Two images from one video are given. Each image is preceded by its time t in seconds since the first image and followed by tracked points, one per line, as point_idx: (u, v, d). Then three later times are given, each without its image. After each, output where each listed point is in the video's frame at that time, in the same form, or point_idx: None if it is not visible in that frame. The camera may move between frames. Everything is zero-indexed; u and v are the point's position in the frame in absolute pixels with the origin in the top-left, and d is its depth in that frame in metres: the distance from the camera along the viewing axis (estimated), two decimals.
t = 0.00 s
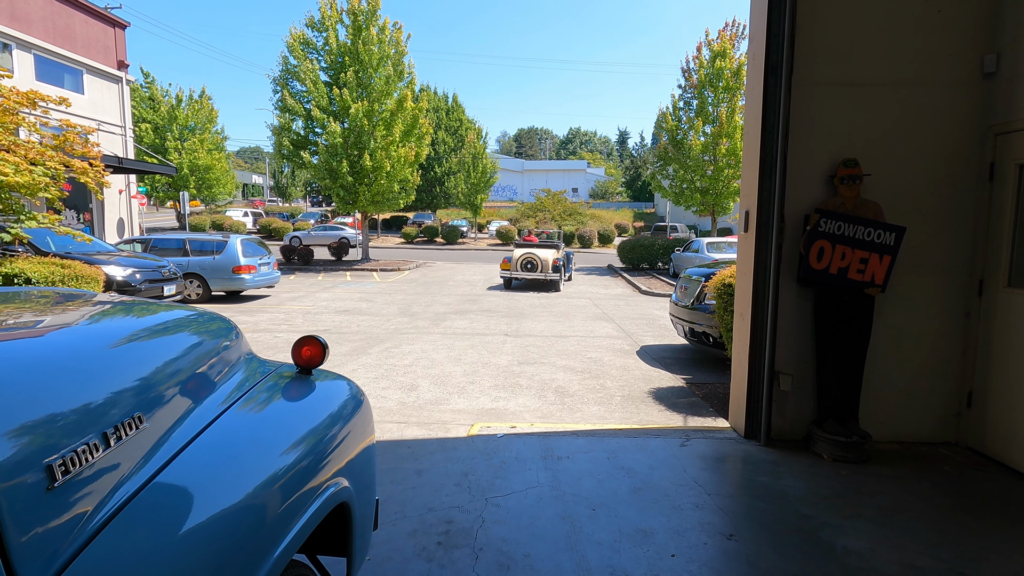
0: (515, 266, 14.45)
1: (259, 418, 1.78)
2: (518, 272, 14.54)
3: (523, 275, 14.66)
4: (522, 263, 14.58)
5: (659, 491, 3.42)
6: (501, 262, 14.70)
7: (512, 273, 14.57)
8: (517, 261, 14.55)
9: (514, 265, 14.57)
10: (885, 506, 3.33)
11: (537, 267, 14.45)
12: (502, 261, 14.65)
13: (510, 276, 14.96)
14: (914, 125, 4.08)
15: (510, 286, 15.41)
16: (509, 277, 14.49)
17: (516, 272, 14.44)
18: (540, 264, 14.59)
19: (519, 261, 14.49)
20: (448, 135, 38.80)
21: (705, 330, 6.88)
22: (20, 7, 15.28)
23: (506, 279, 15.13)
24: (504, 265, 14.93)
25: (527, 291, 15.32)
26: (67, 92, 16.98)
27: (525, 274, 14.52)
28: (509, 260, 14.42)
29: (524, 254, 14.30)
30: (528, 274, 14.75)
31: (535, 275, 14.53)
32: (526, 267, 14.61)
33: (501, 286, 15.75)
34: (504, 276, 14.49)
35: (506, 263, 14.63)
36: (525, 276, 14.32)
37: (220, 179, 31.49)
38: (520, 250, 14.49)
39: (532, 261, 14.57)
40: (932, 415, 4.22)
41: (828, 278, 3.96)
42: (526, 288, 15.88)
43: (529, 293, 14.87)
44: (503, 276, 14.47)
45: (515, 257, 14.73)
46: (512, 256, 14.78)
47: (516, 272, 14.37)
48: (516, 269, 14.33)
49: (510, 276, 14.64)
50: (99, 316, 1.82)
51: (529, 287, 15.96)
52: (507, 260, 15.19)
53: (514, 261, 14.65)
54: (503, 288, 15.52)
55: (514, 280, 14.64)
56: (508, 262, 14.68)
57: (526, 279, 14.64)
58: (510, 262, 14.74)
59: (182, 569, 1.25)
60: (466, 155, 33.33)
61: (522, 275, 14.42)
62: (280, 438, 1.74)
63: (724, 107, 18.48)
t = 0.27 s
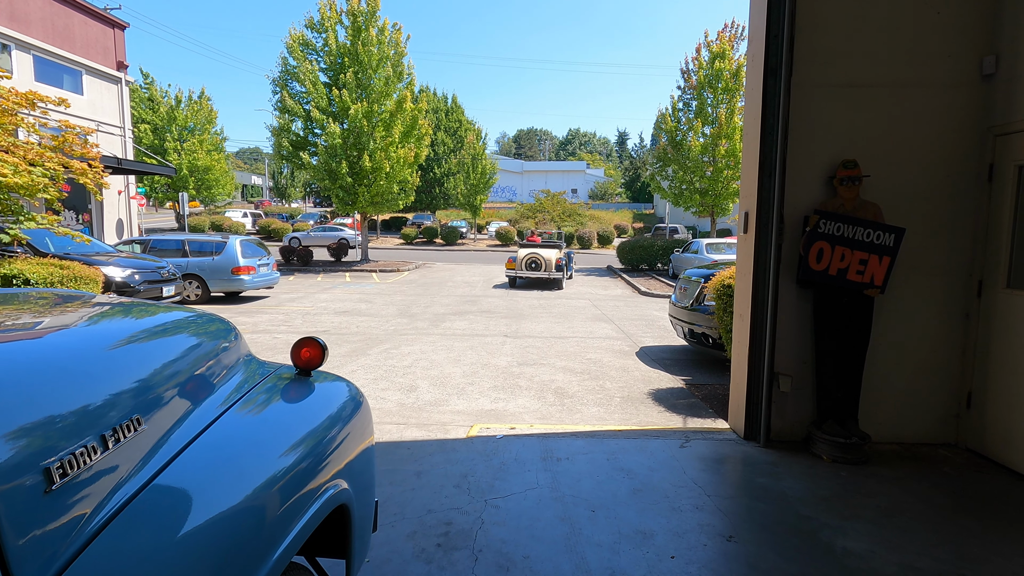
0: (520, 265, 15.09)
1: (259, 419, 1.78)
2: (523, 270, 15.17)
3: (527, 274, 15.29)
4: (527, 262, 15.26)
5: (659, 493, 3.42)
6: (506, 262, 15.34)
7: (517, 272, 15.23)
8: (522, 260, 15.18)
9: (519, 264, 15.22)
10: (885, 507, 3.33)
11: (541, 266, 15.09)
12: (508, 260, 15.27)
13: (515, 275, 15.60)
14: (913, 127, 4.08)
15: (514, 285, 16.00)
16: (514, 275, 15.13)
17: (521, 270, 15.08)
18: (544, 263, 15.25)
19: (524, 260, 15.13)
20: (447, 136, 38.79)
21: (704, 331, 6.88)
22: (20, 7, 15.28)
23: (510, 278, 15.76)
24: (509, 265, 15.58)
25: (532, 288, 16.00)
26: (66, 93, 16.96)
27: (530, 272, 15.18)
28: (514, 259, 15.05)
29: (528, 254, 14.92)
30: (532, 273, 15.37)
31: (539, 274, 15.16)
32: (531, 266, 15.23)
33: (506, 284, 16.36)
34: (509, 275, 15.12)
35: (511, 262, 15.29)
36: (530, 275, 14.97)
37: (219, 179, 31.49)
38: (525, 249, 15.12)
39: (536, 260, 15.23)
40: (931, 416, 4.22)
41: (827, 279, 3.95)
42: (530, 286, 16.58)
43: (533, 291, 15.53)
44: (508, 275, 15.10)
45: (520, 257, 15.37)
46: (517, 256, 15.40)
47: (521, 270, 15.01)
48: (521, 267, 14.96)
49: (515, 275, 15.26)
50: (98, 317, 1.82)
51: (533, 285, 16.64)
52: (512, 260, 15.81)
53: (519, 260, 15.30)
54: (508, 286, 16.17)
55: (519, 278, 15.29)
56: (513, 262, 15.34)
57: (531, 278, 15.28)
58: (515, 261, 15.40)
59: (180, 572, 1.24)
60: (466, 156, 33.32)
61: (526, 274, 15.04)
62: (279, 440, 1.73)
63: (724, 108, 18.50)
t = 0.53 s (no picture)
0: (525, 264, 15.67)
1: (259, 420, 1.77)
2: (528, 270, 15.78)
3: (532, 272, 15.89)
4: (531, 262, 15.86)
5: (659, 493, 3.42)
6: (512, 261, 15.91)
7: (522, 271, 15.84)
8: (527, 259, 15.76)
9: (524, 264, 15.83)
10: (886, 508, 3.32)
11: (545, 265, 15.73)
12: (513, 260, 15.85)
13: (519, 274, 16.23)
14: (913, 127, 4.08)
15: (519, 283, 16.59)
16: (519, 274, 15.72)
17: (526, 269, 15.69)
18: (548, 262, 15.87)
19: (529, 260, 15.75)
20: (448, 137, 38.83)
21: (705, 332, 6.88)
22: (20, 8, 15.30)
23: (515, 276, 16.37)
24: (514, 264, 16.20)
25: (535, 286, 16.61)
26: (67, 93, 16.97)
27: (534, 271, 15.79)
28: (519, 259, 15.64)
29: (533, 254, 15.55)
30: (536, 271, 15.99)
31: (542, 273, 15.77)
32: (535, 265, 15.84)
33: (511, 283, 16.95)
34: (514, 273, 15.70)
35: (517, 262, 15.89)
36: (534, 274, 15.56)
37: (220, 180, 31.52)
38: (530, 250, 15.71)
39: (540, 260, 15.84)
40: (932, 417, 4.22)
41: (828, 280, 3.95)
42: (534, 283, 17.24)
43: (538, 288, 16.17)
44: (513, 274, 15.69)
45: (524, 256, 15.97)
46: (522, 256, 16.00)
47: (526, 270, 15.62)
48: (526, 267, 15.55)
49: (520, 274, 15.86)
50: (99, 317, 1.81)
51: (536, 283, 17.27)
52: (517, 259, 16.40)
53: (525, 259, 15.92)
54: (512, 285, 16.78)
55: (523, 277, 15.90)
56: (518, 262, 15.91)
57: (535, 276, 15.91)
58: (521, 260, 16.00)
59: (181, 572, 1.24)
60: (466, 157, 33.32)
61: (530, 273, 15.59)
62: (279, 440, 1.73)
63: (724, 109, 18.52)
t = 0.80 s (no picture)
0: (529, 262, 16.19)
1: (261, 420, 1.78)
2: (532, 269, 16.29)
3: (536, 270, 16.45)
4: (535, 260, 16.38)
5: (660, 494, 3.42)
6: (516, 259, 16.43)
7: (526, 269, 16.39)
8: (530, 258, 16.27)
9: (528, 263, 16.37)
10: (887, 508, 3.33)
11: (549, 263, 16.26)
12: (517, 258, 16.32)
13: (524, 272, 16.80)
14: (914, 127, 4.08)
15: (522, 281, 17.12)
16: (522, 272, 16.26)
17: (530, 268, 16.25)
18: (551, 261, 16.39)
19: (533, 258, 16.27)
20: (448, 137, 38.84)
21: (705, 332, 6.88)
22: (21, 8, 15.32)
23: (519, 274, 16.94)
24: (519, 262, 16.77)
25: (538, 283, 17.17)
26: (68, 94, 16.98)
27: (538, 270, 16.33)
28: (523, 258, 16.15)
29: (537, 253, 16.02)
30: (539, 270, 16.51)
31: (546, 271, 16.33)
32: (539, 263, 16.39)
33: (515, 280, 17.44)
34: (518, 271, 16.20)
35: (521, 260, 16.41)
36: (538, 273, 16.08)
37: (220, 180, 31.53)
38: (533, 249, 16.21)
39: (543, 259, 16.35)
40: (933, 417, 4.22)
41: (829, 280, 3.95)
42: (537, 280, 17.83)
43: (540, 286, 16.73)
44: (518, 271, 16.24)
45: (528, 255, 16.54)
46: (526, 254, 16.49)
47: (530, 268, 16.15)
48: (529, 266, 16.08)
49: (524, 272, 16.39)
50: (101, 319, 1.82)
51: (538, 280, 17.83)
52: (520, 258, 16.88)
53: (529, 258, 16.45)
54: (517, 283, 17.34)
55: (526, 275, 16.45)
56: (522, 260, 16.44)
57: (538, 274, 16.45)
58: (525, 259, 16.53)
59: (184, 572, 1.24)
60: (467, 157, 33.31)
61: (534, 272, 16.17)
62: (282, 441, 1.73)
63: (725, 108, 18.52)
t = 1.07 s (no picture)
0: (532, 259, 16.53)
1: (260, 420, 1.77)
2: (535, 266, 16.62)
3: (538, 267, 16.75)
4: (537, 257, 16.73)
5: (660, 493, 3.41)
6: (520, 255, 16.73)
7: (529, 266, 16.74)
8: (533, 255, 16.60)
9: (530, 260, 16.72)
10: (887, 508, 3.32)
11: (551, 261, 16.62)
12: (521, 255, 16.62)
13: (526, 269, 17.15)
14: (914, 127, 4.08)
15: (524, 277, 17.47)
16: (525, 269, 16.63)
17: (532, 266, 16.54)
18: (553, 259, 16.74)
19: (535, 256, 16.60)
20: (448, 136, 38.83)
21: (705, 331, 6.87)
22: (20, 7, 15.29)
23: (522, 271, 17.25)
24: (521, 260, 17.11)
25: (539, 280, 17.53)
26: (66, 92, 16.95)
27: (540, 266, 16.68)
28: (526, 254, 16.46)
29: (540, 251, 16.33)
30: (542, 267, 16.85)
31: (548, 268, 16.64)
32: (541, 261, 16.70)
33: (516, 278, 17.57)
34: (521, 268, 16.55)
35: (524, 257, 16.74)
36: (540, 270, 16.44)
37: (219, 179, 31.49)
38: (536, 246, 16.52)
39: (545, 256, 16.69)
40: (933, 417, 4.22)
41: (828, 279, 3.95)
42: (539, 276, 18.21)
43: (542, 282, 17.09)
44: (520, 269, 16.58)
45: (530, 252, 16.85)
46: (529, 251, 16.81)
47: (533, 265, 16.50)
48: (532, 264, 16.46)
49: (527, 268, 16.74)
50: (100, 318, 1.81)
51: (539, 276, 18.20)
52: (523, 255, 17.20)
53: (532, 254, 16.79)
54: (519, 280, 17.66)
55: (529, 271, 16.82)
56: (525, 257, 16.76)
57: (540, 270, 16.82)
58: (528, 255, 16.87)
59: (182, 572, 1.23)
60: (466, 156, 33.27)
61: (537, 268, 16.54)
62: (280, 440, 1.73)
63: (724, 108, 18.52)
